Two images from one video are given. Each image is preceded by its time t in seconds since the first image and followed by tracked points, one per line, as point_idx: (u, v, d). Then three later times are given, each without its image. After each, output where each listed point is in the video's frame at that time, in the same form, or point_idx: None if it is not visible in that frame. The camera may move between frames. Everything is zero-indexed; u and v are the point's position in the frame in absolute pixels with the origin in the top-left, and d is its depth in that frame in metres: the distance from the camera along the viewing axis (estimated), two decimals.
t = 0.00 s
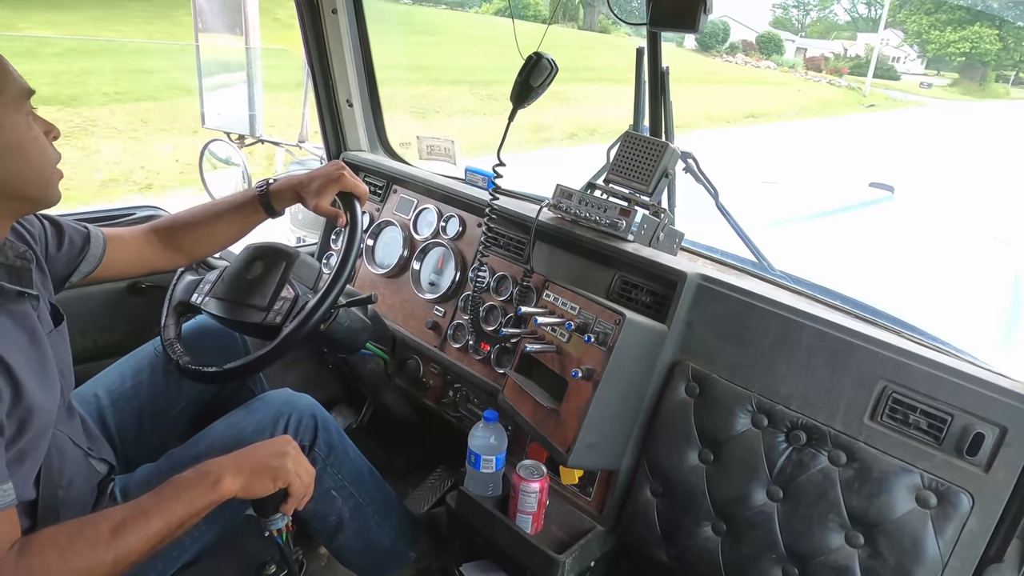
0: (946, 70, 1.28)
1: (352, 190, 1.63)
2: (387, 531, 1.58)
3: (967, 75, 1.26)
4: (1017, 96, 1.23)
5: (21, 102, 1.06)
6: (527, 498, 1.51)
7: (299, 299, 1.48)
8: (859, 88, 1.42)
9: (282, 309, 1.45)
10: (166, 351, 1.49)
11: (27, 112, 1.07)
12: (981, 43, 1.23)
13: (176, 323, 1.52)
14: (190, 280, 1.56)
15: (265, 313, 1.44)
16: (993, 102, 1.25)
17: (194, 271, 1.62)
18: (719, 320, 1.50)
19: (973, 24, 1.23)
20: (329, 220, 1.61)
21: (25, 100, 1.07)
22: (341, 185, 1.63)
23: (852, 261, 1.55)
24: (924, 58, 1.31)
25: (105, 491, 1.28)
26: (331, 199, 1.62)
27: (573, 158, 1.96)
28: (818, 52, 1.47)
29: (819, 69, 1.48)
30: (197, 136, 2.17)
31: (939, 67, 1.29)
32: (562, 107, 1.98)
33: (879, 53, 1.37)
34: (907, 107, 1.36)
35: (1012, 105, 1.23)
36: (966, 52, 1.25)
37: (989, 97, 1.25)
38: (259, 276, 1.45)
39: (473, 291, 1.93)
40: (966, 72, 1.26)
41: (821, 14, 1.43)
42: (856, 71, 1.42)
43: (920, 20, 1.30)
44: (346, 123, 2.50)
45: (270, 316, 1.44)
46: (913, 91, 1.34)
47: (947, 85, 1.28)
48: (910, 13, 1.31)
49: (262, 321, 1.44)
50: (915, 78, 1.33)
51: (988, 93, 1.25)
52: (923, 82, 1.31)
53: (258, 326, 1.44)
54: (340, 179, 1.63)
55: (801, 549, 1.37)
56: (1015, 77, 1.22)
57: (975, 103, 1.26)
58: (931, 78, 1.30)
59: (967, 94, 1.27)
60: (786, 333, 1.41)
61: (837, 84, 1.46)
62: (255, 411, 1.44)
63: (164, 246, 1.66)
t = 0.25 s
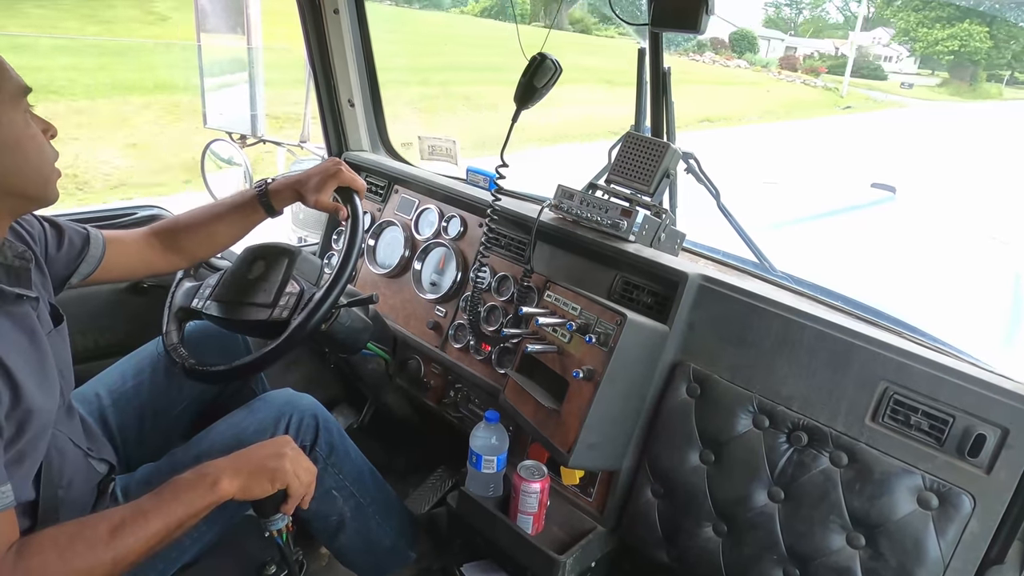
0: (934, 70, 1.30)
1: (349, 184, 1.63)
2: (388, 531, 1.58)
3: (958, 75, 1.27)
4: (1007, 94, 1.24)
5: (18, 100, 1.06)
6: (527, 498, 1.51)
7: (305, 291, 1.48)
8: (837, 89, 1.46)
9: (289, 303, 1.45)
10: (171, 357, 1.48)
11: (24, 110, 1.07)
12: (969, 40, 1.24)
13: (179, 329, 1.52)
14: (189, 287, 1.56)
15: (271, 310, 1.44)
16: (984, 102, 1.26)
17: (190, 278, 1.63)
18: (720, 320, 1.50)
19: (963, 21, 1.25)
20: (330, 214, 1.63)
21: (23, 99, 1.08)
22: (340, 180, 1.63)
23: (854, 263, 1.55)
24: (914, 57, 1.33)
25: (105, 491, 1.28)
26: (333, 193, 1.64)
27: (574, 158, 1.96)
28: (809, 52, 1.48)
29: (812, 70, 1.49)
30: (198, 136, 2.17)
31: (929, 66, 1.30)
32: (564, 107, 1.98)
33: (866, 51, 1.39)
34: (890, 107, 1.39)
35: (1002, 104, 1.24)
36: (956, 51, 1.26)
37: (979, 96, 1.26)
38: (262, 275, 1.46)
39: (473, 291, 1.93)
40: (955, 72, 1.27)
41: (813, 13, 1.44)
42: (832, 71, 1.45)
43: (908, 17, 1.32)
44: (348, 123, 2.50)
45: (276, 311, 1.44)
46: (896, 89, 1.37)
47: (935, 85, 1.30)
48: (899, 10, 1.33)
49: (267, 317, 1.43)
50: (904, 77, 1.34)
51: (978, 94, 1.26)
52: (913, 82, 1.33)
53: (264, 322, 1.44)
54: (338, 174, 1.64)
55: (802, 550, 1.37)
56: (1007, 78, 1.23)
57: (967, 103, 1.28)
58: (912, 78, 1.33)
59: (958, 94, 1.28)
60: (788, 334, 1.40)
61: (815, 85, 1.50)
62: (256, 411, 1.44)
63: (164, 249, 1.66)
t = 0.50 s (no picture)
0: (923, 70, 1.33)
1: (348, 182, 1.64)
2: (389, 531, 1.58)
3: (947, 76, 1.30)
4: (997, 92, 1.25)
5: (21, 99, 1.07)
6: (528, 498, 1.51)
7: (309, 289, 1.48)
8: (805, 89, 1.52)
9: (292, 302, 1.45)
10: (174, 357, 1.48)
11: (27, 110, 1.08)
12: (956, 37, 1.27)
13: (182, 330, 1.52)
14: (190, 287, 1.56)
15: (274, 308, 1.44)
16: (970, 102, 1.28)
17: (192, 277, 1.63)
18: (722, 320, 1.50)
19: (949, 17, 1.28)
20: (330, 212, 1.64)
21: (26, 99, 1.08)
22: (340, 177, 1.65)
23: (856, 263, 1.54)
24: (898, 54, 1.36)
25: (106, 491, 1.28)
26: (333, 192, 1.65)
27: (575, 157, 1.96)
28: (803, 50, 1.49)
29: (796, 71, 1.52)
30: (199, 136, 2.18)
31: (918, 64, 1.33)
32: (566, 107, 1.97)
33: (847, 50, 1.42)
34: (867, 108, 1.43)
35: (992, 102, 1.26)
36: (943, 49, 1.29)
37: (970, 95, 1.28)
38: (264, 274, 1.47)
39: (474, 291, 1.93)
40: (945, 71, 1.30)
41: (804, 11, 1.46)
42: (811, 70, 1.49)
43: (891, 14, 1.36)
44: (349, 123, 2.49)
45: (279, 310, 1.44)
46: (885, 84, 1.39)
47: (921, 85, 1.33)
48: (881, 6, 1.37)
49: (271, 315, 1.44)
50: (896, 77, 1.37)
51: (967, 94, 1.28)
52: (902, 80, 1.36)
53: (267, 321, 1.44)
54: (338, 171, 1.65)
55: (804, 550, 1.37)
56: (997, 76, 1.24)
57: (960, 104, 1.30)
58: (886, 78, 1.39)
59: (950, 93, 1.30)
60: (790, 333, 1.40)
61: (782, 85, 1.56)
62: (258, 411, 1.44)
63: (164, 248, 1.66)
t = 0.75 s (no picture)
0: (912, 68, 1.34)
1: (347, 178, 1.66)
2: (389, 530, 1.58)
3: (933, 74, 1.31)
4: (989, 90, 1.27)
5: (21, 98, 1.07)
6: (528, 498, 1.51)
7: (311, 284, 1.48)
8: (771, 89, 1.58)
9: (295, 297, 1.45)
10: (175, 359, 1.47)
11: (26, 108, 1.08)
12: (942, 34, 1.28)
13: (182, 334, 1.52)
14: (189, 292, 1.56)
15: (276, 306, 1.44)
16: (957, 104, 1.31)
17: (190, 284, 1.63)
18: (722, 320, 1.50)
19: (934, 12, 1.29)
20: (331, 208, 1.62)
21: (26, 98, 1.08)
22: (339, 174, 1.66)
23: (856, 263, 1.54)
24: (880, 52, 1.37)
25: (106, 489, 1.28)
26: (331, 189, 1.65)
27: (575, 157, 1.96)
28: (789, 48, 1.51)
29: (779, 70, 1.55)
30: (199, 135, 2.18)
31: (904, 61, 1.34)
32: (566, 106, 1.97)
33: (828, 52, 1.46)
34: (841, 110, 1.47)
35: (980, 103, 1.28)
36: (931, 46, 1.30)
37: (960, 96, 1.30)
38: (264, 273, 1.47)
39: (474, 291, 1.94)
40: (933, 71, 1.31)
41: (802, 12, 1.46)
42: (805, 70, 1.51)
43: (875, 10, 1.36)
44: (349, 122, 2.49)
45: (282, 306, 1.44)
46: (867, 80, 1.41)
47: (905, 85, 1.35)
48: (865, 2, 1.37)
49: (273, 312, 1.44)
50: (881, 74, 1.38)
51: (954, 93, 1.30)
52: (885, 78, 1.37)
53: (268, 319, 1.44)
54: (335, 168, 1.66)
55: (804, 550, 1.37)
56: (990, 75, 1.26)
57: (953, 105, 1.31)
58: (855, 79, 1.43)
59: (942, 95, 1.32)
60: (790, 333, 1.40)
61: (747, 84, 1.62)
62: (259, 411, 1.44)
63: (164, 250, 1.66)
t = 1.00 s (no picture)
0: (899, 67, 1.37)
1: (345, 177, 1.67)
2: (388, 531, 1.58)
3: (917, 72, 1.34)
4: (979, 88, 1.27)
5: (21, 100, 1.07)
6: (528, 498, 1.51)
7: (312, 281, 1.48)
8: (726, 90, 1.64)
9: (297, 295, 1.45)
10: (177, 361, 1.47)
11: (27, 110, 1.08)
12: (924, 29, 1.32)
13: (183, 335, 1.52)
14: (189, 294, 1.56)
15: (278, 303, 1.44)
16: (947, 104, 1.32)
17: (189, 284, 1.62)
18: (722, 320, 1.50)
19: (916, 7, 1.32)
20: (329, 206, 1.63)
21: (26, 100, 1.08)
22: (337, 172, 1.66)
23: (857, 261, 1.54)
24: (860, 50, 1.41)
25: (106, 490, 1.28)
26: (330, 187, 1.66)
27: (575, 157, 1.96)
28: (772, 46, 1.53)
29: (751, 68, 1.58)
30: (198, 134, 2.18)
31: (892, 56, 1.37)
32: (565, 106, 1.97)
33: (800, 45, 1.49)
34: (805, 110, 1.53)
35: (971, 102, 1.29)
36: (913, 42, 1.33)
37: (947, 93, 1.31)
38: (264, 272, 1.47)
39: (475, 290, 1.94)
40: (917, 67, 1.34)
41: (800, 11, 1.46)
42: (802, 70, 1.51)
43: (852, 5, 1.40)
44: (349, 122, 2.49)
45: (284, 304, 1.44)
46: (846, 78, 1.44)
47: (887, 83, 1.39)
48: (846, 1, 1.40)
49: (275, 310, 1.44)
50: (867, 73, 1.41)
51: (938, 92, 1.33)
52: (870, 76, 1.41)
53: (269, 318, 1.44)
54: (334, 166, 1.67)
55: (805, 549, 1.37)
56: (982, 74, 1.26)
57: (945, 104, 1.32)
58: (821, 78, 1.48)
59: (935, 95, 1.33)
60: (790, 332, 1.40)
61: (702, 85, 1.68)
62: (259, 411, 1.44)
63: (162, 249, 1.66)
